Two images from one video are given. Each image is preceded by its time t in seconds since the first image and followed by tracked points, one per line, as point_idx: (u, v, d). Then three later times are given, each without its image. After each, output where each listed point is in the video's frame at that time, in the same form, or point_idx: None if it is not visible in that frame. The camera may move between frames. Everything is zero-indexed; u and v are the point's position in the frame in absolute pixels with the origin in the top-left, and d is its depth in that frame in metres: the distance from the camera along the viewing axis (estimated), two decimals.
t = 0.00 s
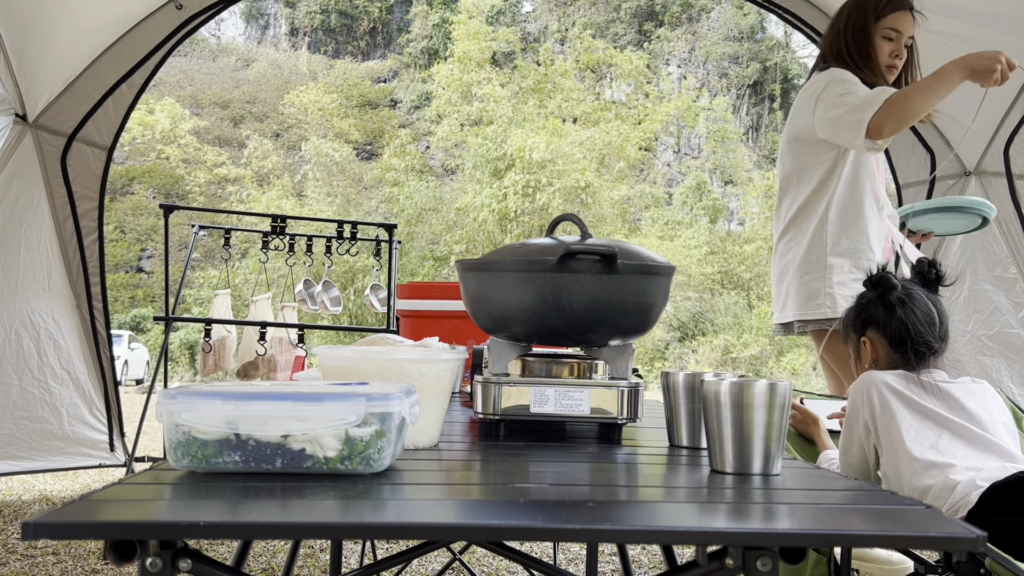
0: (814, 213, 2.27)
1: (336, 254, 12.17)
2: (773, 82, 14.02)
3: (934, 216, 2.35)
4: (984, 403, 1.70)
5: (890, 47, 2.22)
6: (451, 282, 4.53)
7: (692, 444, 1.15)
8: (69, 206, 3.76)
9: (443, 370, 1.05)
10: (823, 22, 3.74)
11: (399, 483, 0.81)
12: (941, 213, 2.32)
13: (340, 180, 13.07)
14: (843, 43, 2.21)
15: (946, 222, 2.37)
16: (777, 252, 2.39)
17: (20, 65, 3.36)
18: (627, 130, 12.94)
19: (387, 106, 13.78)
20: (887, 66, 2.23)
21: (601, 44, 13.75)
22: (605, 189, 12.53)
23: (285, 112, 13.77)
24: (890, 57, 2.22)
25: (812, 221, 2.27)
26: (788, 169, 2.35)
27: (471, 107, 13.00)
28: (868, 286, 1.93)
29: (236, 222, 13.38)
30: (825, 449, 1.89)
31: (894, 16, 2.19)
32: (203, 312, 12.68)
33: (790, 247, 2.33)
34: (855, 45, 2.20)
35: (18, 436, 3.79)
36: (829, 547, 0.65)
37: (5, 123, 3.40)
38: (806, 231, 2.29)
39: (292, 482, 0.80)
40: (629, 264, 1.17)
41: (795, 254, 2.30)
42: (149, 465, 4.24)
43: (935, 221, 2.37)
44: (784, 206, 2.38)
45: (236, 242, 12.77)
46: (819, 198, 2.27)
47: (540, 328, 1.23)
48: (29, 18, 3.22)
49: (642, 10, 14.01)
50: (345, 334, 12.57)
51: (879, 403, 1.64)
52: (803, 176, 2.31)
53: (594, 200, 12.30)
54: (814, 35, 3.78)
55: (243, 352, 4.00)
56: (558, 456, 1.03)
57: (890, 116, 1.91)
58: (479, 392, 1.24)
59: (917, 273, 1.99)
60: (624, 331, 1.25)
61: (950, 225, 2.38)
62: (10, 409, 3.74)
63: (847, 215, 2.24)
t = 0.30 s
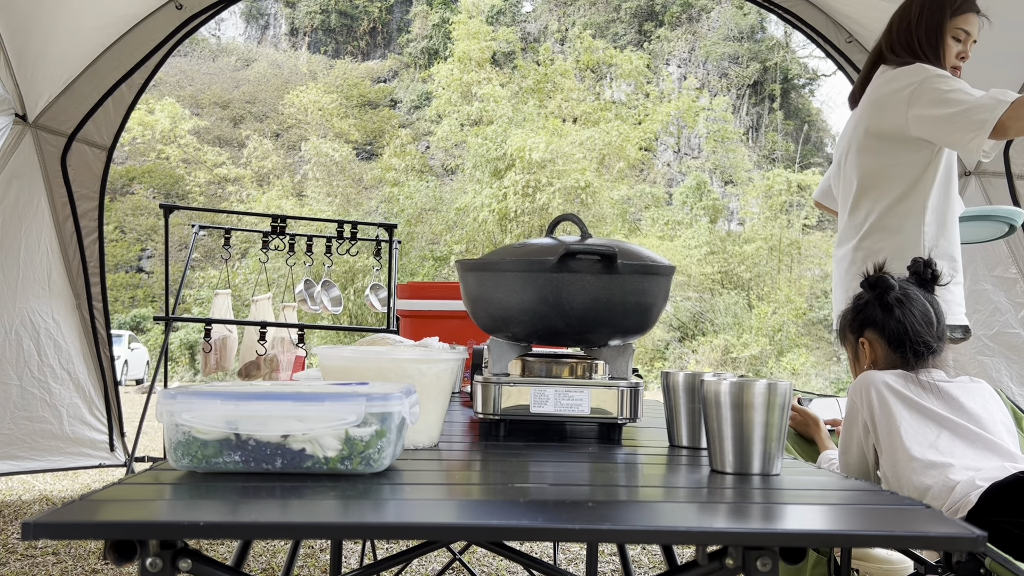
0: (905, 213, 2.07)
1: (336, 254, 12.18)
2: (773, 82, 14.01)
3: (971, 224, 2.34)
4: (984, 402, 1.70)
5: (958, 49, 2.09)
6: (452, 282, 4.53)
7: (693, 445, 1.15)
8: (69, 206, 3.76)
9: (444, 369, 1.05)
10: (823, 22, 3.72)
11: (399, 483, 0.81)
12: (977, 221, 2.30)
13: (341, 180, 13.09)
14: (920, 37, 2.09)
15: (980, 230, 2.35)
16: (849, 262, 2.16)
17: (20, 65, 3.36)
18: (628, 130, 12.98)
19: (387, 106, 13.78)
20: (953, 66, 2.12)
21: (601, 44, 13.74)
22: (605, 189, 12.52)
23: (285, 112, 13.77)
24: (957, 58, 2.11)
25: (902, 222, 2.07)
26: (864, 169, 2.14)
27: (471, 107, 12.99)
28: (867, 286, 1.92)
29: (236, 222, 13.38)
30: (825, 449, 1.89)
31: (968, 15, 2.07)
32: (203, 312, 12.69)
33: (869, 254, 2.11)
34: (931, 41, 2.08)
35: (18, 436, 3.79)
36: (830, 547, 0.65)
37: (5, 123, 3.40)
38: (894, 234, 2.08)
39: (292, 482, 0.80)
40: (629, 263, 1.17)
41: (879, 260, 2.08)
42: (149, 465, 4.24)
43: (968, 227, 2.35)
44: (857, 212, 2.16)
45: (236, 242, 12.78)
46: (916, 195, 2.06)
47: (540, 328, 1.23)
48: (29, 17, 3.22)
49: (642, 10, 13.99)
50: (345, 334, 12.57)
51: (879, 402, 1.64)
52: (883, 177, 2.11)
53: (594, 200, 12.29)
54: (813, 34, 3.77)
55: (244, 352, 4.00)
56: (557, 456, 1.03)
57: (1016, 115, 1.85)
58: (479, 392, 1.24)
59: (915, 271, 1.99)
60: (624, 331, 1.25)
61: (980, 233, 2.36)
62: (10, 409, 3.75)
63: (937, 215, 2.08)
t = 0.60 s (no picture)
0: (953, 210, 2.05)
1: (336, 254, 12.18)
2: (773, 82, 14.00)
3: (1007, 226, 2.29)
4: (983, 401, 1.70)
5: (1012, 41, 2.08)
6: (451, 282, 4.53)
7: (693, 444, 1.15)
8: (69, 206, 3.76)
9: (444, 369, 1.05)
10: (823, 22, 3.74)
11: (399, 483, 0.81)
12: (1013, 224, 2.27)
13: (341, 180, 13.10)
14: (978, 29, 2.03)
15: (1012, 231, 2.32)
16: (891, 254, 2.13)
17: (20, 65, 3.36)
18: (628, 130, 12.96)
19: (387, 106, 13.78)
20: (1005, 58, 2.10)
21: (601, 44, 13.74)
22: (605, 189, 12.52)
23: (285, 112, 13.78)
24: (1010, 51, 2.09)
25: (949, 218, 2.05)
26: (915, 160, 2.10)
27: (471, 107, 12.98)
28: (867, 286, 1.92)
29: (236, 222, 13.38)
30: (825, 449, 1.89)
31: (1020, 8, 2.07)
32: (203, 312, 12.70)
33: (914, 248, 2.08)
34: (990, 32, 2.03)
35: (18, 436, 3.80)
36: (829, 547, 0.65)
37: (4, 123, 3.40)
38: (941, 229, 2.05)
39: (292, 482, 0.81)
40: (629, 263, 1.17)
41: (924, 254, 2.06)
42: (149, 465, 4.24)
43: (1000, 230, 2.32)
44: (904, 204, 2.13)
45: (236, 242, 12.78)
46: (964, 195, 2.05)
47: (540, 328, 1.23)
48: (28, 17, 3.22)
49: (642, 10, 14.00)
50: (345, 335, 12.57)
51: (879, 402, 1.65)
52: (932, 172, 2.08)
53: (594, 200, 12.28)
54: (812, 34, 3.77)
55: (244, 352, 4.00)
56: (557, 456, 1.03)
57: None
58: (478, 392, 1.24)
59: (915, 272, 1.98)
60: (624, 331, 1.25)
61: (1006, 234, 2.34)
62: (9, 409, 3.75)
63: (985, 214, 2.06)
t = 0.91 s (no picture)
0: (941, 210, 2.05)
1: (336, 254, 12.19)
2: (773, 82, 14.00)
3: None
4: (984, 401, 1.70)
5: (1012, 35, 2.04)
6: (451, 282, 4.54)
7: (693, 444, 1.15)
8: (69, 207, 3.76)
9: (444, 369, 1.05)
10: (823, 22, 3.74)
11: (399, 483, 0.81)
12: None
13: (340, 180, 13.12)
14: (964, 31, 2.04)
15: None
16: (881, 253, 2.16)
17: (20, 65, 3.36)
18: (628, 130, 12.97)
19: (387, 106, 13.79)
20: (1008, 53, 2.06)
21: (601, 44, 13.73)
22: (605, 189, 12.52)
23: (285, 112, 13.80)
24: (1013, 45, 2.05)
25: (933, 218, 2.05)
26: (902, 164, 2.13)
27: (471, 107, 12.98)
28: (867, 286, 1.92)
29: (236, 222, 13.39)
30: (826, 449, 1.90)
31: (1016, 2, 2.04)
32: (203, 312, 12.70)
33: (900, 245, 2.09)
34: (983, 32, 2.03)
35: (18, 436, 3.80)
36: (829, 547, 0.65)
37: (4, 123, 3.40)
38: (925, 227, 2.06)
39: (292, 482, 0.80)
40: (628, 264, 1.17)
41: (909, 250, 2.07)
42: (149, 465, 4.24)
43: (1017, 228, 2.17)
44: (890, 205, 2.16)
45: (236, 241, 12.79)
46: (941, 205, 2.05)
47: (540, 328, 1.23)
48: (28, 17, 3.21)
49: (642, 10, 14.00)
50: (345, 334, 12.58)
51: (879, 402, 1.65)
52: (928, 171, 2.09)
53: (594, 199, 12.27)
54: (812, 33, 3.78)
55: (244, 352, 4.00)
56: (557, 456, 1.03)
57: None
58: (478, 392, 1.24)
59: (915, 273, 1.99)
60: (624, 331, 1.25)
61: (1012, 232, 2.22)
62: (10, 408, 3.75)
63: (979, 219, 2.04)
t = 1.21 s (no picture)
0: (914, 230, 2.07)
1: (336, 254, 12.19)
2: (773, 82, 13.99)
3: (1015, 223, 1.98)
4: (984, 402, 1.70)
5: (954, 41, 2.01)
6: (451, 282, 4.53)
7: (692, 445, 1.15)
8: (69, 206, 3.76)
9: (444, 369, 1.05)
10: (823, 22, 3.73)
11: (399, 483, 0.81)
12: None
13: (340, 180, 13.13)
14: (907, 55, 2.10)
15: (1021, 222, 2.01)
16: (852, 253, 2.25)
17: (20, 64, 3.36)
18: (628, 130, 12.98)
19: (387, 106, 13.79)
20: (957, 60, 2.01)
21: (601, 44, 13.71)
22: (605, 189, 12.52)
23: (285, 112, 13.79)
24: (958, 50, 2.01)
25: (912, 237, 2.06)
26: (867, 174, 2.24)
27: (471, 107, 12.98)
28: (866, 286, 1.92)
29: (236, 222, 13.39)
30: (826, 449, 1.90)
31: (954, 11, 2.02)
32: (203, 312, 12.71)
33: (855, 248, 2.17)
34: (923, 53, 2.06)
35: (18, 436, 3.80)
36: (829, 546, 0.65)
37: (4, 123, 3.41)
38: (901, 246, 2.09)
39: (292, 482, 0.80)
40: (629, 264, 1.17)
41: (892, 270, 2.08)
42: (149, 465, 4.24)
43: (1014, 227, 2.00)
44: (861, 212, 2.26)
45: (236, 242, 12.79)
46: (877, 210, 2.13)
47: (540, 328, 1.23)
48: (28, 17, 3.22)
49: (642, 10, 13.99)
50: (345, 334, 12.57)
51: (879, 401, 1.64)
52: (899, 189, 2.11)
53: (594, 199, 12.28)
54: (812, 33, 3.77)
55: (243, 351, 4.00)
56: (557, 456, 1.03)
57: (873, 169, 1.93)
58: (478, 392, 1.24)
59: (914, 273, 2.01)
60: (625, 331, 1.25)
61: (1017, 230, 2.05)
62: (10, 408, 3.75)
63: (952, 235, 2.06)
